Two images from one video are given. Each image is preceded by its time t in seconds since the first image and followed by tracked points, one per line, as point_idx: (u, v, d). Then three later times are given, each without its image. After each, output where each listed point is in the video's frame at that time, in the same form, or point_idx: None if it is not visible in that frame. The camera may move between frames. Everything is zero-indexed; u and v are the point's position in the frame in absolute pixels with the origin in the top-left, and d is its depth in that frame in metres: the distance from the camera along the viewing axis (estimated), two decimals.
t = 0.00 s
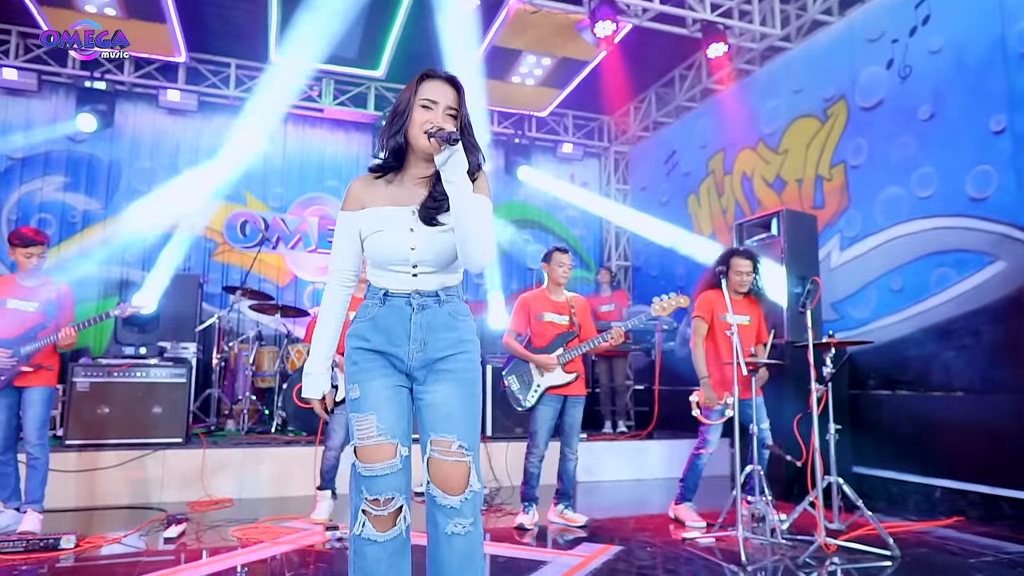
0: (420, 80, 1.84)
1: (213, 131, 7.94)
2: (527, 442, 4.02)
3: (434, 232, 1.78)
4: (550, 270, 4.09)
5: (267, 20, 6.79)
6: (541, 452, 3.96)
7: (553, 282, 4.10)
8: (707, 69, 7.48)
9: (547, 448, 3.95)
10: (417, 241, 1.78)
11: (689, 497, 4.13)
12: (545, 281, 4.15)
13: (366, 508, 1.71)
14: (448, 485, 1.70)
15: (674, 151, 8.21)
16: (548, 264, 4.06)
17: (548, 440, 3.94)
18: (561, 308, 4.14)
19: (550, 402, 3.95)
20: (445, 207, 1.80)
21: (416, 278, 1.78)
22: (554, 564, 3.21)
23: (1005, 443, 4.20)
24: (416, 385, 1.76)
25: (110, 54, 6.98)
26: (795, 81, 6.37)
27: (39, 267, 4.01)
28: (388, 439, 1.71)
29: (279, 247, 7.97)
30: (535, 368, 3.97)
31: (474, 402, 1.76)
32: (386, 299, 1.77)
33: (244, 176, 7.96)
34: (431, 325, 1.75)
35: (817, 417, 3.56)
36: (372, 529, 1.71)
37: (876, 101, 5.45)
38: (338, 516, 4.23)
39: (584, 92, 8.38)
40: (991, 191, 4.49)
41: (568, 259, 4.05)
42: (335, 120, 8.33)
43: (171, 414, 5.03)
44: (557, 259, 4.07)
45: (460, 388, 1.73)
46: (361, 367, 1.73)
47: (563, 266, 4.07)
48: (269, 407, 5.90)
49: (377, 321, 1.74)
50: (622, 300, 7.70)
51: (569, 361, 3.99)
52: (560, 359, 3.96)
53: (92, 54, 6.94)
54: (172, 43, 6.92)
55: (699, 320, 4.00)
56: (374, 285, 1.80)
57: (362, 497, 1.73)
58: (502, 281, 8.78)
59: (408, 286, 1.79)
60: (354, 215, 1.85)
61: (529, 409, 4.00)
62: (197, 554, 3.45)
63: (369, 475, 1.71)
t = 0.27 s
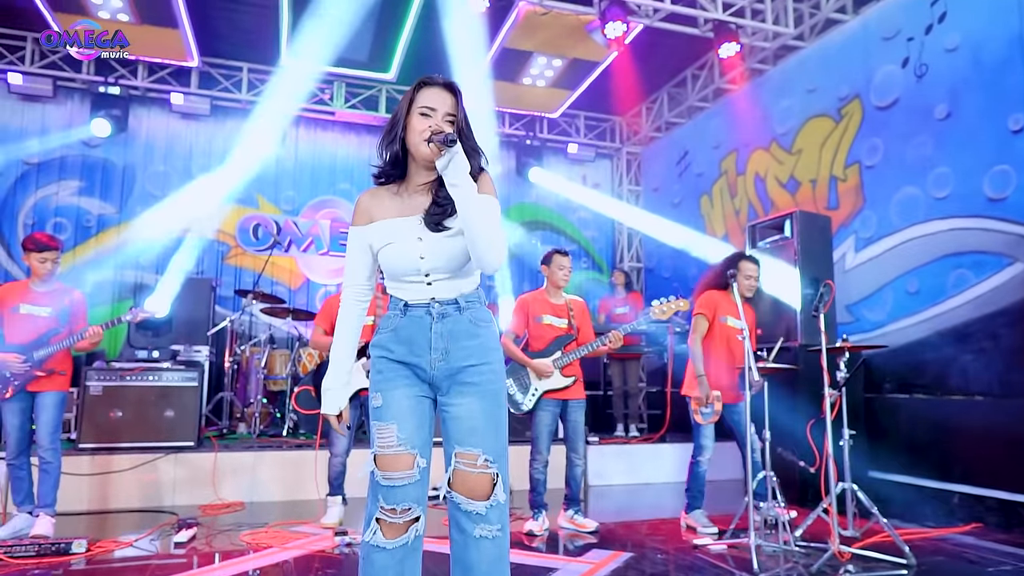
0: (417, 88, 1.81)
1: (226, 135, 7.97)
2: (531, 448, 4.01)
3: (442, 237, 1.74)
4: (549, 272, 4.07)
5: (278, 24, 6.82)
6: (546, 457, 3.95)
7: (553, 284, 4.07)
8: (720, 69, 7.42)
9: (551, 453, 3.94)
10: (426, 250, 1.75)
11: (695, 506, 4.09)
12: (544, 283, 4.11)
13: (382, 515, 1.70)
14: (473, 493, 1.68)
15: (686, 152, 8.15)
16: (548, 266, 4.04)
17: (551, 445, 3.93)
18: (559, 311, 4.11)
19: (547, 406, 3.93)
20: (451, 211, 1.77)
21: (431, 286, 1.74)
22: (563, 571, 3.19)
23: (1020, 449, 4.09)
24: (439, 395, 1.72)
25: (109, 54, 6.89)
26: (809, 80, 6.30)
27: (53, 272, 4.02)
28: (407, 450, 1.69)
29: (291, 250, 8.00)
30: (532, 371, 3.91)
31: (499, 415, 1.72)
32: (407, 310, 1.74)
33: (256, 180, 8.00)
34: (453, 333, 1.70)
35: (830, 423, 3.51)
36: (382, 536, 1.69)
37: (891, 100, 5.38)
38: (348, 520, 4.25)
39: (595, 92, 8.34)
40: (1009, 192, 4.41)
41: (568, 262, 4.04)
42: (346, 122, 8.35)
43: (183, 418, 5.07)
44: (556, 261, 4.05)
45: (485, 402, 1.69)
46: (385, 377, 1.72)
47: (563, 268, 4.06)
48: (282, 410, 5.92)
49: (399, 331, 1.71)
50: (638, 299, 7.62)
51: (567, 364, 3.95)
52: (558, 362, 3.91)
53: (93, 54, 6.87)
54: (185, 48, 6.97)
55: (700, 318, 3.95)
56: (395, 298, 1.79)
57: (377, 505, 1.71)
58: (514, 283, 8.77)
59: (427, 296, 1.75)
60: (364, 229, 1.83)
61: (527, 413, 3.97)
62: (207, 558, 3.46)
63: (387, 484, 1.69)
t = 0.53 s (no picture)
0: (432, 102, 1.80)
1: (236, 138, 8.01)
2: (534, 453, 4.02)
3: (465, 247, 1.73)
4: (550, 275, 4.04)
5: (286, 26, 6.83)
6: (548, 462, 3.96)
7: (552, 288, 4.07)
8: (730, 68, 7.34)
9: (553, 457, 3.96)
10: (449, 262, 1.73)
11: (702, 513, 4.03)
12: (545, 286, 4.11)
13: (413, 530, 1.65)
14: (487, 501, 1.65)
15: (697, 152, 8.09)
16: (549, 269, 4.01)
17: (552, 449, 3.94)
18: (557, 314, 4.11)
19: (544, 411, 3.89)
20: (472, 221, 1.75)
21: (456, 297, 1.73)
22: None
23: None
24: (469, 405, 1.68)
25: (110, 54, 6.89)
26: (820, 79, 6.22)
27: (61, 277, 4.03)
28: (441, 461, 1.63)
29: (301, 252, 8.01)
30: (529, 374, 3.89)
31: (527, 423, 1.69)
32: (435, 322, 1.71)
33: (266, 182, 8.03)
34: (483, 341, 1.67)
35: (841, 428, 3.45)
36: (408, 552, 1.65)
37: (904, 99, 5.30)
38: (354, 524, 4.25)
39: (604, 92, 8.29)
40: None
41: (569, 266, 4.01)
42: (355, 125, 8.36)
43: (191, 420, 5.08)
44: (557, 266, 4.02)
45: (513, 409, 1.66)
46: (416, 390, 1.68)
47: (563, 272, 4.03)
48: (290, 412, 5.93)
49: (429, 343, 1.68)
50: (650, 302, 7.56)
51: (563, 367, 3.91)
52: (554, 365, 3.87)
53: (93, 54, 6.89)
54: (194, 52, 6.99)
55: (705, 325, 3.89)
56: (419, 312, 1.77)
57: (409, 522, 1.66)
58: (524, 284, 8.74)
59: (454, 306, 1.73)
60: (385, 246, 1.82)
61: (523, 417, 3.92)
62: (212, 562, 3.47)
63: (420, 499, 1.65)
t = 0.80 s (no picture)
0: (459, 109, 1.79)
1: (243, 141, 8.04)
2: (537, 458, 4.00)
3: (478, 251, 1.68)
4: (552, 281, 4.04)
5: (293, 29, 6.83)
6: (552, 467, 3.92)
7: (555, 294, 4.04)
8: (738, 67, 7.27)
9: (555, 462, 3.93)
10: (462, 263, 1.67)
11: (709, 518, 3.99)
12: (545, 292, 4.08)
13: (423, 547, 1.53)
14: (493, 513, 1.56)
15: (706, 152, 8.02)
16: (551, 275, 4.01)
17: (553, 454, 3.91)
18: (558, 320, 4.06)
19: (547, 417, 3.86)
20: (490, 227, 1.71)
21: (465, 300, 1.65)
22: None
23: None
24: (477, 413, 1.58)
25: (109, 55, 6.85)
26: (830, 77, 6.15)
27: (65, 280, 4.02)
28: (450, 473, 1.52)
29: (308, 254, 8.02)
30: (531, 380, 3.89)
31: (533, 430, 1.61)
32: (440, 327, 1.63)
33: (273, 185, 8.05)
34: (489, 346, 1.60)
35: (850, 433, 3.39)
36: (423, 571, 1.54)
37: (915, 97, 5.22)
38: (358, 528, 4.23)
39: (611, 93, 8.24)
40: None
41: (570, 272, 4.00)
42: (363, 126, 8.36)
43: (198, 424, 5.09)
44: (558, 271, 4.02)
45: (520, 416, 1.58)
46: (420, 399, 1.57)
47: (565, 278, 4.02)
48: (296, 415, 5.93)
49: (434, 348, 1.59)
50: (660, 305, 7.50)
51: (565, 373, 3.90)
52: (556, 371, 3.87)
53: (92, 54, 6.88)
54: (201, 55, 7.01)
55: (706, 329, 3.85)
56: (425, 316, 1.68)
57: (420, 538, 1.55)
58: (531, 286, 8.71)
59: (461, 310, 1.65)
60: (397, 245, 1.74)
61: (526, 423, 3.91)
62: (215, 566, 3.45)
63: (428, 513, 1.54)
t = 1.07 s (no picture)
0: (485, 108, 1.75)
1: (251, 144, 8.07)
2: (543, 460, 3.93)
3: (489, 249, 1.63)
4: (558, 281, 3.95)
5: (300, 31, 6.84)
6: (559, 469, 3.85)
7: (561, 293, 3.97)
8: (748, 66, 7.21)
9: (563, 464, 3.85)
10: (471, 258, 1.62)
11: (722, 522, 3.92)
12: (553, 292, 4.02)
13: (398, 555, 1.50)
14: (485, 521, 1.52)
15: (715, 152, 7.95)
16: (557, 276, 3.93)
17: (562, 456, 3.84)
18: (567, 320, 3.99)
19: (556, 419, 3.85)
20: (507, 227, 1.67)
21: (466, 298, 1.60)
22: None
23: None
24: (463, 419, 1.54)
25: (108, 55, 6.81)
26: (841, 76, 6.07)
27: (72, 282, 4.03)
28: (430, 482, 1.48)
29: (316, 256, 8.02)
30: (539, 382, 3.86)
31: (521, 440, 1.57)
32: (434, 323, 1.57)
33: (281, 187, 8.07)
34: (483, 349, 1.56)
35: (860, 438, 3.32)
36: None
37: (927, 96, 5.14)
38: (363, 532, 4.21)
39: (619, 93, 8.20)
40: None
41: (576, 271, 3.92)
42: (370, 128, 8.36)
43: (205, 426, 5.08)
44: (565, 270, 3.94)
45: (510, 425, 1.54)
46: (407, 401, 1.51)
47: (573, 277, 3.94)
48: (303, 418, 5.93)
49: (424, 348, 1.54)
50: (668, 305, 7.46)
51: (574, 375, 3.84)
52: (564, 373, 3.82)
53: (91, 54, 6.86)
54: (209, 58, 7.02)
55: (715, 335, 3.87)
56: (417, 310, 1.61)
57: (392, 544, 1.51)
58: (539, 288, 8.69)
59: (457, 308, 1.60)
60: (401, 234, 1.65)
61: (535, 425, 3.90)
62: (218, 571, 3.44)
63: (405, 521, 1.49)
